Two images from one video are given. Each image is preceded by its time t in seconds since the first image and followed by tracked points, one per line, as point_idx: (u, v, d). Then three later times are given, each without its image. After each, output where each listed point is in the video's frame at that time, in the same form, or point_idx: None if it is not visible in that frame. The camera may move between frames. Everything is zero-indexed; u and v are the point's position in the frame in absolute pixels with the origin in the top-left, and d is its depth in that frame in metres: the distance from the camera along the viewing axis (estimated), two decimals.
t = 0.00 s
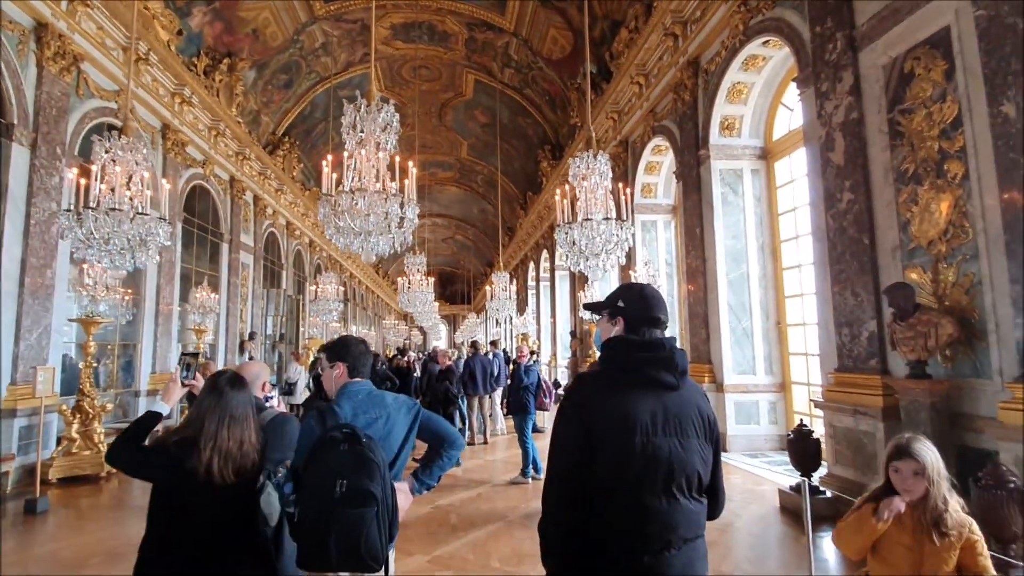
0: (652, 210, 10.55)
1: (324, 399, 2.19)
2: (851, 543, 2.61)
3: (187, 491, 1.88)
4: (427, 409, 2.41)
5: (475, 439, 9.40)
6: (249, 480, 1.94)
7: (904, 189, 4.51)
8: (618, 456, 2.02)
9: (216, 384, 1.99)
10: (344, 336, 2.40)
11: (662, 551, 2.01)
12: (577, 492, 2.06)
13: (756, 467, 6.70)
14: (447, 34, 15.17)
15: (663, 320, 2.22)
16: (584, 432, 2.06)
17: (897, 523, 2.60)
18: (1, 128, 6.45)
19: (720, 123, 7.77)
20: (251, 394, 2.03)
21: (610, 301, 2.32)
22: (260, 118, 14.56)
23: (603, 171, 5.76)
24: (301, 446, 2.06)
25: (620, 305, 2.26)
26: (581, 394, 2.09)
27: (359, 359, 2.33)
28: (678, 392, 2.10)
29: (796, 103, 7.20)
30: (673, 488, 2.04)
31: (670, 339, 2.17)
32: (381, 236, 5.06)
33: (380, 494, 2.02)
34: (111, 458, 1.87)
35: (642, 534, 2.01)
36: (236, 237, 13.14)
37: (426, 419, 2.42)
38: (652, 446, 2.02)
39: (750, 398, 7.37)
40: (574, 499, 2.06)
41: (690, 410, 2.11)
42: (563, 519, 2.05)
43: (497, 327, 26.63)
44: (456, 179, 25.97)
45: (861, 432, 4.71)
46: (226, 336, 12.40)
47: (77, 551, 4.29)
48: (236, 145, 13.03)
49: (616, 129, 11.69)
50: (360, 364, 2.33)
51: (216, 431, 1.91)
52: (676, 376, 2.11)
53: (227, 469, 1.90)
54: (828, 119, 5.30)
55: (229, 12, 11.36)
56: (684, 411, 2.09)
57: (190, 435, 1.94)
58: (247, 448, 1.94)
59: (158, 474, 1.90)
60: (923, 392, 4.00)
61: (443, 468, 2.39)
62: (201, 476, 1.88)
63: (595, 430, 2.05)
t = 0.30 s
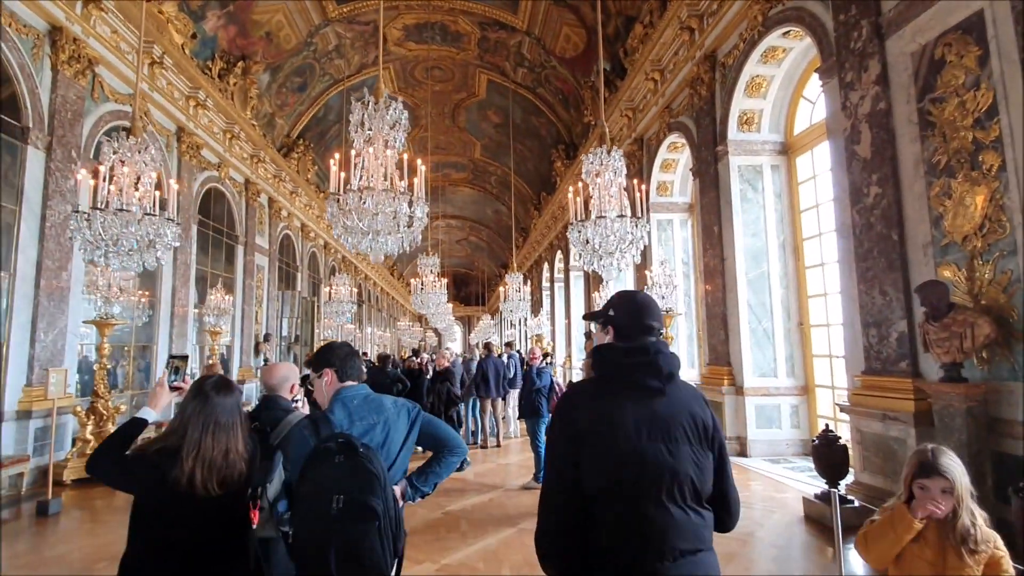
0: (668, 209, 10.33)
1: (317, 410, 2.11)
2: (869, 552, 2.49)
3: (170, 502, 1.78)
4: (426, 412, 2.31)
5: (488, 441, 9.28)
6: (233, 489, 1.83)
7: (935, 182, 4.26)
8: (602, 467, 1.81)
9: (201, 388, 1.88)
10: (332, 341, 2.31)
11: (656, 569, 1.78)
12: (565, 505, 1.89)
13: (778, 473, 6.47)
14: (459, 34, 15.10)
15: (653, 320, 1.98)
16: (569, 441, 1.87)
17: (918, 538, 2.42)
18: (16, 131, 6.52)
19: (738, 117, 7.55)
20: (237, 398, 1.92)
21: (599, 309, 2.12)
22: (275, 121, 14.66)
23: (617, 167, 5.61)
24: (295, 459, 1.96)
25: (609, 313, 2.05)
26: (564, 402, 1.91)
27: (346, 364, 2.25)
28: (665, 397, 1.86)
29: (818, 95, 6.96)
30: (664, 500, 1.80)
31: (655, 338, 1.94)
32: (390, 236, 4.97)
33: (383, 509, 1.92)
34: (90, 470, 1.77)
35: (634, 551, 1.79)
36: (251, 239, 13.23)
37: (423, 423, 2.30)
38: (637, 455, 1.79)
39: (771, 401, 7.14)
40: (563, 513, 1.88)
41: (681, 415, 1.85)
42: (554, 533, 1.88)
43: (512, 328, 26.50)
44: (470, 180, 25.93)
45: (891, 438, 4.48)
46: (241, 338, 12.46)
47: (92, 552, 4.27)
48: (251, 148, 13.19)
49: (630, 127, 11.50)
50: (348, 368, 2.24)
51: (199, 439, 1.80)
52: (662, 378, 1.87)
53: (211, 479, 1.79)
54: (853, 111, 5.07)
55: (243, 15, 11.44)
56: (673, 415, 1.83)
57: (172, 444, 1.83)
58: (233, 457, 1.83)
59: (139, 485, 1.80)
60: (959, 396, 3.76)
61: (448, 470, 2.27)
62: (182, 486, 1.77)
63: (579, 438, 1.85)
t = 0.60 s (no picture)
0: (672, 208, 10.17)
1: (308, 415, 1.99)
2: None
3: (140, 520, 1.66)
4: (425, 422, 2.15)
5: (489, 444, 9.11)
6: (207, 506, 1.71)
7: (954, 178, 4.09)
8: (579, 466, 1.97)
9: (174, 396, 1.75)
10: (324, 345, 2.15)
11: (631, 558, 1.94)
12: (550, 500, 2.06)
13: (786, 477, 6.32)
14: (461, 32, 14.96)
15: (625, 325, 2.12)
16: (549, 441, 2.04)
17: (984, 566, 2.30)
18: (9, 126, 6.38)
19: (745, 114, 7.40)
20: (214, 406, 1.80)
21: (576, 314, 2.26)
22: (275, 119, 14.54)
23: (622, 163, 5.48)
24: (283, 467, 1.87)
25: (584, 317, 2.18)
26: (546, 405, 2.08)
27: (336, 368, 2.08)
28: (637, 398, 2.00)
29: (828, 91, 6.80)
30: (638, 495, 1.95)
31: (626, 341, 2.08)
32: (389, 233, 4.83)
33: (377, 528, 1.78)
34: (51, 487, 1.64)
35: (610, 541, 1.95)
36: (250, 238, 13.10)
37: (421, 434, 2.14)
38: (610, 454, 1.94)
39: (779, 404, 6.98)
40: (546, 507, 2.06)
41: (652, 416, 1.98)
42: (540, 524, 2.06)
43: (514, 329, 26.34)
44: (471, 180, 25.79)
45: (908, 444, 4.32)
46: (239, 338, 12.31)
47: (80, 558, 4.11)
48: (250, 146, 13.04)
49: (634, 125, 11.36)
50: (339, 372, 2.07)
51: (171, 451, 1.68)
52: (633, 379, 2.01)
53: (182, 495, 1.66)
54: (867, 105, 4.91)
55: (242, 12, 11.32)
56: (644, 416, 1.98)
57: (140, 456, 1.70)
58: (207, 472, 1.70)
59: (105, 502, 1.66)
60: (981, 400, 3.57)
61: (448, 487, 2.10)
62: (150, 505, 1.64)
63: (558, 439, 2.02)
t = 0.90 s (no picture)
0: (679, 207, 10.01)
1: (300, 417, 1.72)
2: None
3: (112, 541, 1.57)
4: (430, 427, 1.86)
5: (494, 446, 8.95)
6: (188, 521, 1.64)
7: (979, 172, 3.92)
8: (576, 468, 1.89)
9: (151, 403, 1.67)
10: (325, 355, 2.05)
11: (627, 564, 1.86)
12: (545, 503, 1.97)
13: (799, 482, 6.15)
14: (465, 30, 14.85)
15: (623, 324, 2.05)
16: (545, 440, 1.96)
17: None
18: (7, 124, 6.28)
19: (755, 110, 7.24)
20: (193, 414, 1.72)
21: (571, 312, 2.18)
22: (278, 119, 14.46)
23: (632, 158, 5.34)
24: (271, 473, 1.63)
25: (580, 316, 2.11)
26: (541, 404, 1.99)
27: (333, 377, 1.97)
28: (636, 399, 1.93)
29: (841, 86, 6.64)
30: (635, 498, 1.88)
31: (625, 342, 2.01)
32: (393, 231, 4.70)
33: (360, 543, 1.59)
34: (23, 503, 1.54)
35: (608, 547, 1.87)
36: (253, 238, 13.02)
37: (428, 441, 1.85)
38: (608, 455, 1.87)
39: (790, 407, 6.82)
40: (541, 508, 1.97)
41: (650, 417, 1.92)
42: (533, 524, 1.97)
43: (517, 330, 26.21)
44: (475, 180, 25.66)
45: (930, 449, 4.15)
46: (241, 339, 12.21)
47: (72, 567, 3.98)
48: (253, 145, 12.95)
49: (640, 123, 11.20)
50: (336, 383, 1.96)
51: (148, 463, 1.60)
52: (633, 379, 1.94)
53: (160, 512, 1.58)
54: (885, 99, 4.75)
55: (244, 10, 11.23)
56: (642, 417, 1.91)
57: (113, 471, 1.61)
58: (189, 485, 1.64)
59: (71, 522, 1.56)
60: (1010, 405, 3.39)
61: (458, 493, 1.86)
62: (125, 524, 1.55)
63: (554, 439, 1.93)
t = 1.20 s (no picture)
0: (682, 206, 9.88)
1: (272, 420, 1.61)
2: None
3: (59, 556, 1.48)
4: (412, 426, 1.72)
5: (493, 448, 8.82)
6: (147, 535, 1.55)
7: (993, 167, 3.79)
8: (579, 468, 1.89)
9: (105, 406, 1.57)
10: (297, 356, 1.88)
11: (627, 557, 1.87)
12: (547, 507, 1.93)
13: (805, 485, 6.02)
14: (465, 27, 14.73)
15: (609, 326, 2.12)
16: (542, 440, 1.93)
17: None
18: None
19: (759, 107, 7.12)
20: (151, 419, 1.61)
21: (557, 316, 2.19)
22: (276, 117, 14.35)
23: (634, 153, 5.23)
24: (236, 482, 1.49)
25: (568, 319, 2.13)
26: (538, 406, 1.98)
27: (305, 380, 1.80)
28: (630, 396, 1.99)
29: (848, 81, 6.52)
30: (632, 491, 1.91)
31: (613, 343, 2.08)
32: (390, 227, 4.58)
33: (336, 554, 1.41)
34: None
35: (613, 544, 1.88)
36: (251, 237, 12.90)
37: (414, 443, 1.70)
38: (608, 451, 1.89)
39: (795, 408, 6.69)
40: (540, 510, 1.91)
41: (643, 413, 1.99)
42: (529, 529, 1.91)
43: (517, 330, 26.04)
44: (475, 180, 25.53)
45: (942, 453, 4.02)
46: (238, 338, 12.10)
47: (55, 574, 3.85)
48: (251, 143, 12.85)
49: (642, 121, 11.09)
50: (308, 386, 1.80)
51: (99, 472, 1.50)
52: (626, 377, 2.01)
53: (112, 526, 1.48)
54: (895, 93, 4.62)
55: (242, 6, 11.12)
56: (636, 412, 1.97)
57: (61, 480, 1.52)
58: (144, 496, 1.53)
59: (19, 534, 1.49)
60: None
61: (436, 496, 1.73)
62: (72, 539, 1.46)
63: (553, 438, 1.92)
